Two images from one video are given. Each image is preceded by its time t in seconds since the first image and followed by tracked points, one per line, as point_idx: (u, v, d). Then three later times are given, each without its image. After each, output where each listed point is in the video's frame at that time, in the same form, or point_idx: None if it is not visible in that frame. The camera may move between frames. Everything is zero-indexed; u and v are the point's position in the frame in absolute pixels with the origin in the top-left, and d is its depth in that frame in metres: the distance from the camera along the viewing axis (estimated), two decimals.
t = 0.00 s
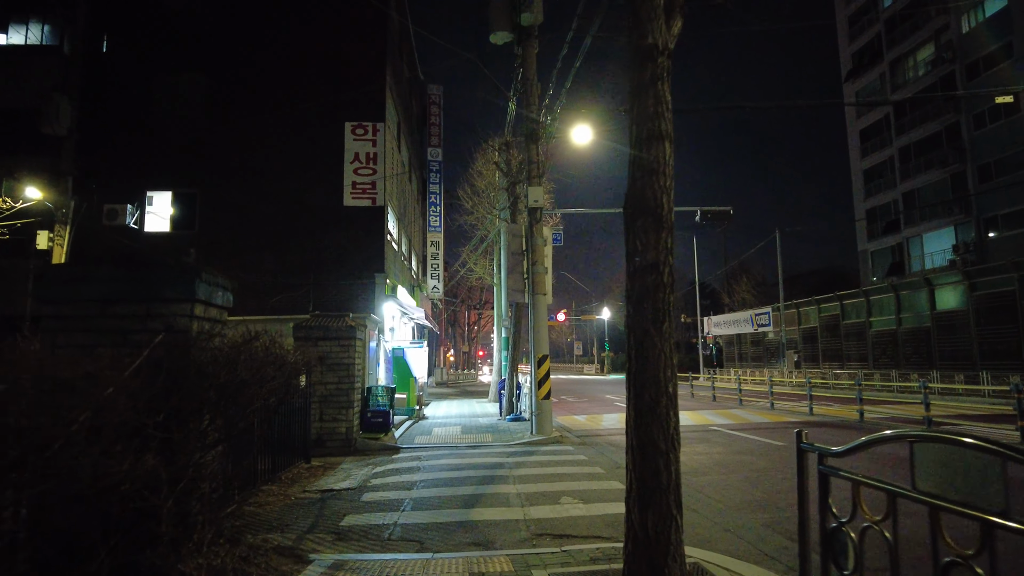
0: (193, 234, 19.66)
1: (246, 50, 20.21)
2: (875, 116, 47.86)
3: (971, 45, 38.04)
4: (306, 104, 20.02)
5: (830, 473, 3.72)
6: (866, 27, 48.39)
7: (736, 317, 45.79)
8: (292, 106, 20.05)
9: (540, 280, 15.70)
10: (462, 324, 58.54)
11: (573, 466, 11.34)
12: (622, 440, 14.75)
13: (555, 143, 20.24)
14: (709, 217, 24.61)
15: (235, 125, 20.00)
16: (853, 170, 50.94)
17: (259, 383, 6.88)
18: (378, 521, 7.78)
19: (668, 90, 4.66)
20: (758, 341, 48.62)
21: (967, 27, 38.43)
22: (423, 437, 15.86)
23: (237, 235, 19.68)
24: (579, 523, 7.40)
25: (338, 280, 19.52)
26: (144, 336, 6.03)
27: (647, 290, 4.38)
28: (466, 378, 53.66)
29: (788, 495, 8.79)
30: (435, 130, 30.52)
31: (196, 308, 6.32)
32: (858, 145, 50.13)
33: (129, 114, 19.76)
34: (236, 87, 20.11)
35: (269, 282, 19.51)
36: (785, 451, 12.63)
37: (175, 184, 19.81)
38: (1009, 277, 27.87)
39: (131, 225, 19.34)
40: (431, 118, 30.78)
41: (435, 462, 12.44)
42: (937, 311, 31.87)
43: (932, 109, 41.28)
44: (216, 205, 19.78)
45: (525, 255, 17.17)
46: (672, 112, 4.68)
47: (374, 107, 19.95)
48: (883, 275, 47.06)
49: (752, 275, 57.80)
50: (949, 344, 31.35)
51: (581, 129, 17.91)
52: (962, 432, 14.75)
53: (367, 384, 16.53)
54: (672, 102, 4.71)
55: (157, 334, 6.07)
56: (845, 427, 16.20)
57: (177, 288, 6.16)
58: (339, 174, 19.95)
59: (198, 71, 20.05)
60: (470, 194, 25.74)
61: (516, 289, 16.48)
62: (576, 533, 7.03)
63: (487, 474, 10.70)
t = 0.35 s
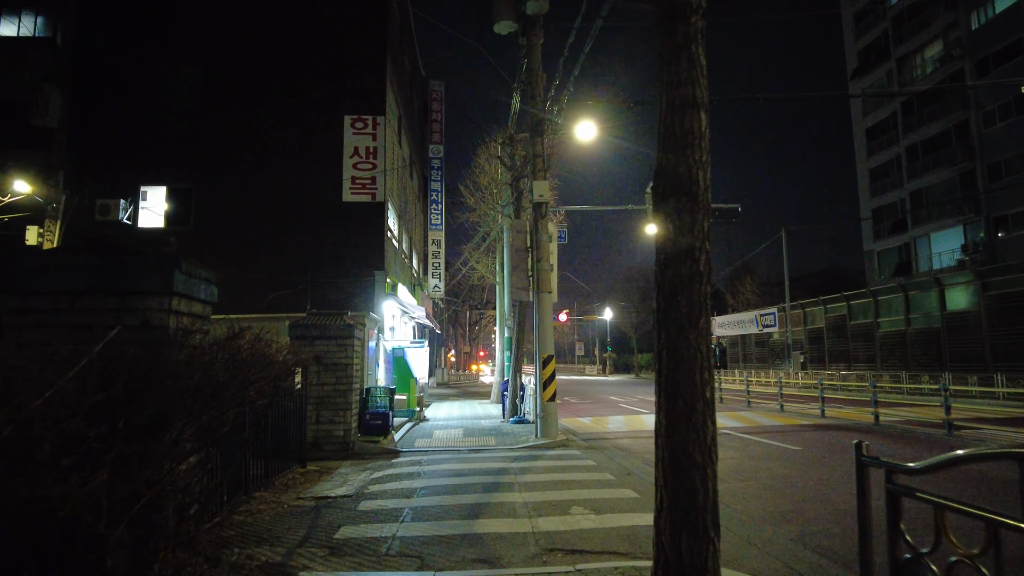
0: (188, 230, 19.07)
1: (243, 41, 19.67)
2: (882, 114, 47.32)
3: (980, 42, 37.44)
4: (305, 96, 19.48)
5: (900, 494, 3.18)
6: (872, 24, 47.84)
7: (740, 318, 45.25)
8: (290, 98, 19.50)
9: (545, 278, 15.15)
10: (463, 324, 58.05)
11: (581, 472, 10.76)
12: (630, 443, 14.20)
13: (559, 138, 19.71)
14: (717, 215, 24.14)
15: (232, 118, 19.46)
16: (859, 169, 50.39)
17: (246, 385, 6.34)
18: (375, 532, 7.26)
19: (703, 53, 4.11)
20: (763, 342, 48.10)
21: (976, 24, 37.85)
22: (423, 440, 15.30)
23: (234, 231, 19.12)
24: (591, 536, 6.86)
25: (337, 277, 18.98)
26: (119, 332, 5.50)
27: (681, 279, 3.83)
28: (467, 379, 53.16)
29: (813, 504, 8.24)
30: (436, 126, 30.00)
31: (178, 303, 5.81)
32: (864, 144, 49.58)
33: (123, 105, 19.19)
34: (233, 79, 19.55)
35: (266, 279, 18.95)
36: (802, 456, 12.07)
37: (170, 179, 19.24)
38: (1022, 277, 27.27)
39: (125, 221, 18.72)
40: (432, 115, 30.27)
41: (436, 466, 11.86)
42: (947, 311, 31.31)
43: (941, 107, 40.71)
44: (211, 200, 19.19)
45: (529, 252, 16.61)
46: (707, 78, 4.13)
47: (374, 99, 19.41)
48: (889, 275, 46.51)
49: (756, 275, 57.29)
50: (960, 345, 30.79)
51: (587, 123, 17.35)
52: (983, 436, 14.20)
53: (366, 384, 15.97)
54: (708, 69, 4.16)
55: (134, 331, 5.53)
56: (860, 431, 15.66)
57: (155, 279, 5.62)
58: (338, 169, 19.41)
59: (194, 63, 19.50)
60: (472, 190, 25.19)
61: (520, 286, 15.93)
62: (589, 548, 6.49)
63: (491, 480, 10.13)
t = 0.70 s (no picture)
0: (181, 225, 18.51)
1: (238, 32, 19.12)
2: (887, 112, 46.82)
3: (989, 38, 36.89)
4: (303, 87, 18.96)
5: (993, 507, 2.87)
6: (877, 21, 47.32)
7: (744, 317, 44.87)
8: (287, 89, 18.97)
9: (548, 273, 14.63)
10: (463, 324, 57.58)
11: (588, 475, 10.21)
12: (637, 445, 13.68)
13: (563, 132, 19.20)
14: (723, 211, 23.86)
15: (227, 110, 18.90)
16: (864, 168, 49.86)
17: (230, 381, 5.82)
18: (370, 541, 6.74)
19: None
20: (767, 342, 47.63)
21: (984, 19, 37.32)
22: (423, 441, 14.75)
23: (228, 226, 18.56)
24: (605, 547, 6.33)
25: (334, 273, 18.46)
26: (86, 322, 4.96)
27: (723, 256, 3.31)
28: (467, 379, 52.66)
29: (838, 512, 7.71)
30: (437, 122, 29.48)
31: (152, 291, 5.29)
32: (868, 142, 49.10)
33: (114, 97, 18.62)
34: (228, 69, 18.99)
35: (262, 276, 18.40)
36: (819, 459, 11.54)
37: (163, 172, 18.66)
38: None
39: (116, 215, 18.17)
40: (433, 110, 29.80)
41: (436, 468, 11.31)
42: (956, 311, 30.81)
43: (948, 104, 40.19)
44: (205, 194, 18.64)
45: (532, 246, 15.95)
46: (748, 27, 3.60)
47: (373, 91, 18.90)
48: (895, 274, 46.05)
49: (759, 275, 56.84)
50: (969, 345, 30.28)
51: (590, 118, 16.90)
52: (1005, 438, 13.66)
53: (363, 384, 15.42)
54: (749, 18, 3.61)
55: (103, 321, 5.01)
56: (876, 433, 15.15)
57: (127, 265, 5.08)
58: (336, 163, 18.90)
59: (187, 52, 18.94)
60: (473, 186, 24.66)
61: (523, 282, 15.39)
62: (601, 559, 5.97)
63: (495, 483, 9.59)
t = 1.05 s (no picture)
0: (175, 221, 17.93)
1: (235, 24, 18.57)
2: (893, 109, 46.32)
3: (998, 34, 36.36)
4: (300, 81, 18.41)
5: None
6: (883, 17, 46.82)
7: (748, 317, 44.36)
8: (284, 82, 18.43)
9: (555, 272, 14.10)
10: (464, 324, 57.10)
11: (597, 484, 9.63)
12: (648, 450, 13.14)
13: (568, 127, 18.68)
14: (731, 209, 23.44)
15: (223, 105, 18.35)
16: (869, 166, 49.34)
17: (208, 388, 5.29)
18: (366, 561, 6.21)
19: None
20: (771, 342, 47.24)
21: (993, 15, 36.78)
22: (424, 446, 14.21)
23: (223, 223, 18.00)
24: (622, 568, 5.79)
25: (332, 272, 17.92)
26: (47, 322, 4.42)
27: (786, 245, 2.81)
28: (469, 380, 52.19)
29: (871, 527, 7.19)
30: (437, 119, 28.95)
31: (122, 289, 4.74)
32: (874, 140, 48.59)
33: (106, 91, 18.06)
34: (223, 62, 18.45)
35: (258, 274, 17.85)
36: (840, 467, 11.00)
37: (156, 167, 18.11)
38: None
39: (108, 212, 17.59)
40: (434, 107, 29.30)
41: (438, 476, 10.74)
42: (967, 310, 30.31)
43: (955, 101, 39.67)
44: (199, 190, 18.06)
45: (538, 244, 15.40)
46: None
47: (373, 84, 18.37)
48: (901, 273, 45.56)
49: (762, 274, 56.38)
50: (979, 345, 29.77)
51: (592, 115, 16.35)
52: None
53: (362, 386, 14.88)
54: None
55: (66, 322, 4.47)
56: (894, 437, 14.65)
57: (93, 259, 4.51)
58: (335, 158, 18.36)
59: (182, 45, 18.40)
60: (476, 183, 24.14)
61: (528, 281, 14.85)
62: None
63: (499, 494, 9.00)
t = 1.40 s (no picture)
0: (172, 217, 17.40)
1: (234, 15, 18.04)
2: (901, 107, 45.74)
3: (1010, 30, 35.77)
4: (301, 73, 17.89)
5: None
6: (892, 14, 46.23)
7: (755, 318, 43.79)
8: (284, 75, 17.91)
9: (564, 269, 13.58)
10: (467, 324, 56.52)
11: (611, 492, 9.09)
12: (661, 454, 12.61)
13: (576, 121, 18.16)
14: (741, 205, 22.94)
15: (221, 97, 17.83)
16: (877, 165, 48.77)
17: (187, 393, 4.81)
18: None
19: None
20: (778, 343, 46.70)
21: (1005, 10, 36.18)
22: (428, 449, 13.68)
23: (222, 219, 17.47)
24: None
25: (333, 269, 17.40)
26: (7, 316, 3.90)
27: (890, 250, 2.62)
28: (472, 380, 51.63)
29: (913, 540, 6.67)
30: (440, 115, 28.48)
31: (91, 278, 4.18)
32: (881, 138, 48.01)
33: (100, 83, 17.56)
34: (222, 53, 17.93)
35: (257, 271, 17.33)
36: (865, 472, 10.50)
37: (153, 162, 17.57)
38: None
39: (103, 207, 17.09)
40: (437, 103, 28.81)
41: (445, 482, 10.19)
42: (980, 310, 29.82)
43: (966, 98, 39.09)
44: (197, 184, 17.53)
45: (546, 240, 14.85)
46: None
47: (376, 77, 17.86)
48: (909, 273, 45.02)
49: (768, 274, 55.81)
50: (994, 346, 29.24)
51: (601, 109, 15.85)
52: None
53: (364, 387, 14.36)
54: None
55: (28, 315, 3.94)
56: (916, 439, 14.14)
57: (63, 245, 4.01)
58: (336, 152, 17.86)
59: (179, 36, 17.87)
60: (480, 180, 23.66)
61: (536, 278, 14.32)
62: None
63: (510, 503, 8.48)
